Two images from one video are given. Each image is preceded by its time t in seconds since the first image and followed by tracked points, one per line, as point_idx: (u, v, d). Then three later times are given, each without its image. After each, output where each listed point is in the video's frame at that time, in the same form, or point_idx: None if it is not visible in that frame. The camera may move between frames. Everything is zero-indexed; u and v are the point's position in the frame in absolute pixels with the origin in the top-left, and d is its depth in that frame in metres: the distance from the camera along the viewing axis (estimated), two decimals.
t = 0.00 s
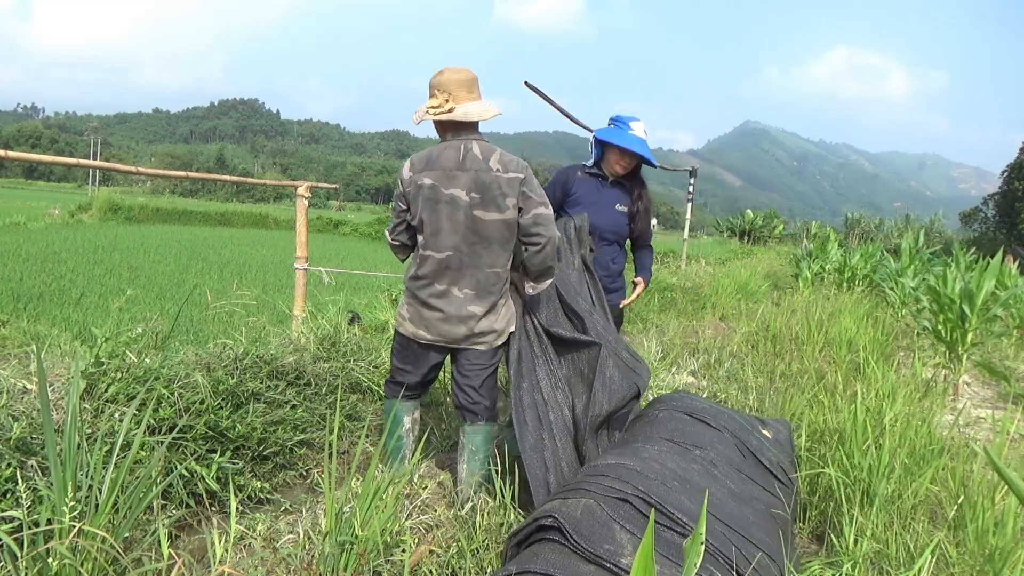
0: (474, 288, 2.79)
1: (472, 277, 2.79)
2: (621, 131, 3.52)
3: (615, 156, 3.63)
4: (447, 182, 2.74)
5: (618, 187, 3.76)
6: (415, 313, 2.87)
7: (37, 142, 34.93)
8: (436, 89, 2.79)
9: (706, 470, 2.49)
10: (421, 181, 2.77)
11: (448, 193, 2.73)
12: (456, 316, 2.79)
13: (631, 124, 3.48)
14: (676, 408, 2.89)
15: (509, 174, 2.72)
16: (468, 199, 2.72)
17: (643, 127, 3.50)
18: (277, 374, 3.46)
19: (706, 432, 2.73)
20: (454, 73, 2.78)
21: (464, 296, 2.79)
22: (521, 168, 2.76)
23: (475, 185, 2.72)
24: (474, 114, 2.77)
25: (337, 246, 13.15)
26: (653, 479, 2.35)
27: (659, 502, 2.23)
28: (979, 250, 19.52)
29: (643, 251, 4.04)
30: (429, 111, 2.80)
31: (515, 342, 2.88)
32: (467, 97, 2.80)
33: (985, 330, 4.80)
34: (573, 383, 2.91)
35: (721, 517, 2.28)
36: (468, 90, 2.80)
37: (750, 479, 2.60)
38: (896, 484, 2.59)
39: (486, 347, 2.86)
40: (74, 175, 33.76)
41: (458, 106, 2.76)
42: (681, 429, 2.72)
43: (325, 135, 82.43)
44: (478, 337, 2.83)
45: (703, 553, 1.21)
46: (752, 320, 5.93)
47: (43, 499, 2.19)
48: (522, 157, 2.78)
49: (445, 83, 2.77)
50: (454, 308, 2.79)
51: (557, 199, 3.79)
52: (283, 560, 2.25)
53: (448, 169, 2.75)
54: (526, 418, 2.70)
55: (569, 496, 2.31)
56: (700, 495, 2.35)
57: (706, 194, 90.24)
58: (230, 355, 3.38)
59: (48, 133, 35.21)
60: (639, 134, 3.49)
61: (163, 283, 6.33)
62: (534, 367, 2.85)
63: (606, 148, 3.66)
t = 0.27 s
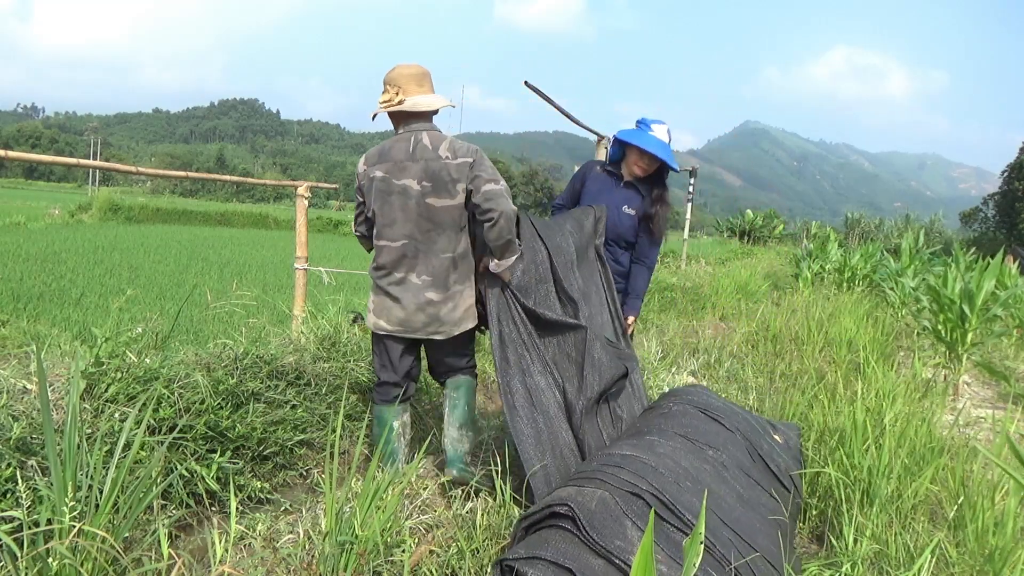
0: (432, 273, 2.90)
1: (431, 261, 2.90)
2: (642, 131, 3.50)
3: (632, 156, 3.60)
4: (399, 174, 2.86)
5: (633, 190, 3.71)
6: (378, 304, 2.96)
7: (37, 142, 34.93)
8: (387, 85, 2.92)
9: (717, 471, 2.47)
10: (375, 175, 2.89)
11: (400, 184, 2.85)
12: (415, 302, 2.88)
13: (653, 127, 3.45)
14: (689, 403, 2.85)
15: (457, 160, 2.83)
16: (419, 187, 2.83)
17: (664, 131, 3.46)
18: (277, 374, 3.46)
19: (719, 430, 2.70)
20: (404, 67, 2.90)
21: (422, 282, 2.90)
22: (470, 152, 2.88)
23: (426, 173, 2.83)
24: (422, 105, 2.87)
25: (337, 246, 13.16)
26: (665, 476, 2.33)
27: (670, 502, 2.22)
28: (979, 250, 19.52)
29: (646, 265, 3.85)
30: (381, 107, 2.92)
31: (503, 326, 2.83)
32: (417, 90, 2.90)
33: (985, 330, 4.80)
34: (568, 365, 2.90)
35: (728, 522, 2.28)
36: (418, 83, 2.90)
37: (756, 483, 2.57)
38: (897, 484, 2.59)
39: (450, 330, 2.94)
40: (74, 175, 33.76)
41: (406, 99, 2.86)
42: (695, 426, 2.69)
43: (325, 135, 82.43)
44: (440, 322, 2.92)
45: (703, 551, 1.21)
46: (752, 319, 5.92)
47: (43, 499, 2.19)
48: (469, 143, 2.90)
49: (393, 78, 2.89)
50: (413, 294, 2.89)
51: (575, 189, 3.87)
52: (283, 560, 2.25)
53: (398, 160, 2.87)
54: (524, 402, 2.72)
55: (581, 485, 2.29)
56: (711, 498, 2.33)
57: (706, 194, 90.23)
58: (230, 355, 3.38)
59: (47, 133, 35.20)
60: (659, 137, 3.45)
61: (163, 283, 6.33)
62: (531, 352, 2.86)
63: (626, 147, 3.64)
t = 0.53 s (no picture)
0: (411, 271, 2.91)
1: (409, 255, 2.90)
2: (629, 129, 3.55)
3: (621, 153, 3.64)
4: (380, 173, 2.89)
5: (622, 186, 3.74)
6: (363, 301, 2.99)
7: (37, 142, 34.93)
8: (377, 92, 2.93)
9: (725, 473, 2.46)
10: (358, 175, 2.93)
11: (380, 184, 2.88)
12: (395, 299, 2.91)
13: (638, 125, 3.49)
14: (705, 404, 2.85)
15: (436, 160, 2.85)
16: (399, 186, 2.86)
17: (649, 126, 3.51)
18: (277, 374, 3.46)
19: (730, 431, 2.69)
20: (393, 74, 2.91)
21: (402, 279, 2.90)
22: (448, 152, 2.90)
23: (405, 172, 2.86)
24: (408, 110, 2.86)
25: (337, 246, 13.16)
26: (679, 474, 2.32)
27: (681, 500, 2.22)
28: (979, 250, 19.52)
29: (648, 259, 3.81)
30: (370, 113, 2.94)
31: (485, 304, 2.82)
32: (405, 95, 2.90)
33: (985, 330, 4.80)
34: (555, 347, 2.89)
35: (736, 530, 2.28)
36: (406, 89, 2.90)
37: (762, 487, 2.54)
38: (896, 484, 2.59)
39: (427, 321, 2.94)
40: (73, 175, 33.75)
41: (392, 105, 2.86)
42: (714, 426, 2.67)
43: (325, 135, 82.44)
44: (421, 319, 2.93)
45: (703, 552, 1.21)
46: (752, 319, 5.92)
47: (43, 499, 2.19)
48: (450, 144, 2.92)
49: (382, 85, 2.89)
50: (394, 291, 2.91)
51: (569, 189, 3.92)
52: (283, 560, 2.25)
53: (380, 162, 2.91)
54: (518, 388, 2.70)
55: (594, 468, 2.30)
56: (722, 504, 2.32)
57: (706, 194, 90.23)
58: (230, 355, 3.38)
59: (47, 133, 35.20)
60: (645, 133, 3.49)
61: (163, 283, 6.33)
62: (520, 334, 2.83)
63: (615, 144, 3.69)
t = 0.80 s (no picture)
0: (403, 276, 2.91)
1: (400, 259, 2.89)
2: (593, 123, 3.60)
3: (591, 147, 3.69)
4: (379, 177, 2.88)
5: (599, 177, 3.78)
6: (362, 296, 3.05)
7: (37, 142, 34.94)
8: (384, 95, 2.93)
9: (722, 455, 2.45)
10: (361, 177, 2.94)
11: (378, 188, 2.87)
12: (386, 301, 2.94)
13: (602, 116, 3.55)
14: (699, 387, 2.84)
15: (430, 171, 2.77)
16: (394, 193, 2.83)
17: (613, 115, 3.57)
18: (277, 374, 3.47)
19: (727, 415, 2.68)
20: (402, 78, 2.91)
21: (393, 283, 2.92)
22: (448, 166, 2.80)
23: (402, 180, 2.82)
24: (413, 115, 2.85)
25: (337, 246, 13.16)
26: (679, 464, 2.29)
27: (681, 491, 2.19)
28: (979, 250, 19.52)
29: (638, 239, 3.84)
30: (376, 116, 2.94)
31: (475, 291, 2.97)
32: (412, 100, 2.89)
33: (985, 330, 4.80)
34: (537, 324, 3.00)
35: (731, 529, 2.25)
36: (413, 93, 2.89)
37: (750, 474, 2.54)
38: (896, 484, 2.59)
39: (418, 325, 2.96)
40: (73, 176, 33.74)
41: (398, 108, 2.85)
42: (722, 418, 2.65)
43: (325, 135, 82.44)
44: (411, 321, 2.96)
45: (703, 552, 1.20)
46: (752, 319, 5.92)
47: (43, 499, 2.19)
48: (449, 153, 2.82)
49: (390, 89, 2.90)
50: (386, 294, 2.94)
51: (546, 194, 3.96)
52: (283, 560, 2.25)
53: (382, 168, 2.89)
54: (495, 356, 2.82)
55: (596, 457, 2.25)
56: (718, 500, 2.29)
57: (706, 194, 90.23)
58: (230, 355, 3.38)
59: (48, 133, 35.21)
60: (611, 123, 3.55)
61: (163, 283, 6.32)
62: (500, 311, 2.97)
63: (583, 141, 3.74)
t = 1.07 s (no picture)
0: (421, 256, 2.90)
1: (420, 247, 2.90)
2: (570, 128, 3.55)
3: (569, 153, 3.61)
4: (395, 160, 2.79)
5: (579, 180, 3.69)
6: (370, 270, 2.98)
7: (37, 142, 34.94)
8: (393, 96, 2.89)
9: (717, 460, 2.43)
10: (376, 168, 2.81)
11: (394, 171, 2.79)
12: (402, 279, 2.91)
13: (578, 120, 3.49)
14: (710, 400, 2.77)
15: (451, 159, 2.79)
16: (413, 178, 2.78)
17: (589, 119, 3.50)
18: (277, 374, 3.46)
19: (727, 433, 2.60)
20: (410, 80, 2.88)
21: (411, 261, 2.89)
22: (466, 160, 2.86)
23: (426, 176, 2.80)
24: (422, 115, 2.79)
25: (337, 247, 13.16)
26: (650, 470, 2.26)
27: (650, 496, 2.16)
28: (979, 250, 19.51)
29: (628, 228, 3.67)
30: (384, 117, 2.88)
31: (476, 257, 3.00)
32: (421, 101, 2.85)
33: (985, 330, 4.80)
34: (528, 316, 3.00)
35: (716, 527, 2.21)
36: (423, 95, 2.86)
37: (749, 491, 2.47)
38: (896, 484, 2.59)
39: (432, 306, 2.98)
40: (73, 176, 33.73)
41: (407, 108, 2.80)
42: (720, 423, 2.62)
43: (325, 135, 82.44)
44: (427, 298, 2.95)
45: (702, 552, 1.19)
46: (752, 319, 5.93)
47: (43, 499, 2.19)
48: (466, 145, 2.86)
49: (399, 90, 2.86)
50: (402, 272, 2.90)
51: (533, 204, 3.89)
52: (283, 560, 2.24)
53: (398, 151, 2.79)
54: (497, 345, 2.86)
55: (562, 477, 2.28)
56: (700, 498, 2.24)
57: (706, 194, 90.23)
58: (230, 355, 3.38)
59: (48, 133, 35.20)
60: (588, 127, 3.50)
61: (163, 283, 6.32)
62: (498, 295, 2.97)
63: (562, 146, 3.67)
